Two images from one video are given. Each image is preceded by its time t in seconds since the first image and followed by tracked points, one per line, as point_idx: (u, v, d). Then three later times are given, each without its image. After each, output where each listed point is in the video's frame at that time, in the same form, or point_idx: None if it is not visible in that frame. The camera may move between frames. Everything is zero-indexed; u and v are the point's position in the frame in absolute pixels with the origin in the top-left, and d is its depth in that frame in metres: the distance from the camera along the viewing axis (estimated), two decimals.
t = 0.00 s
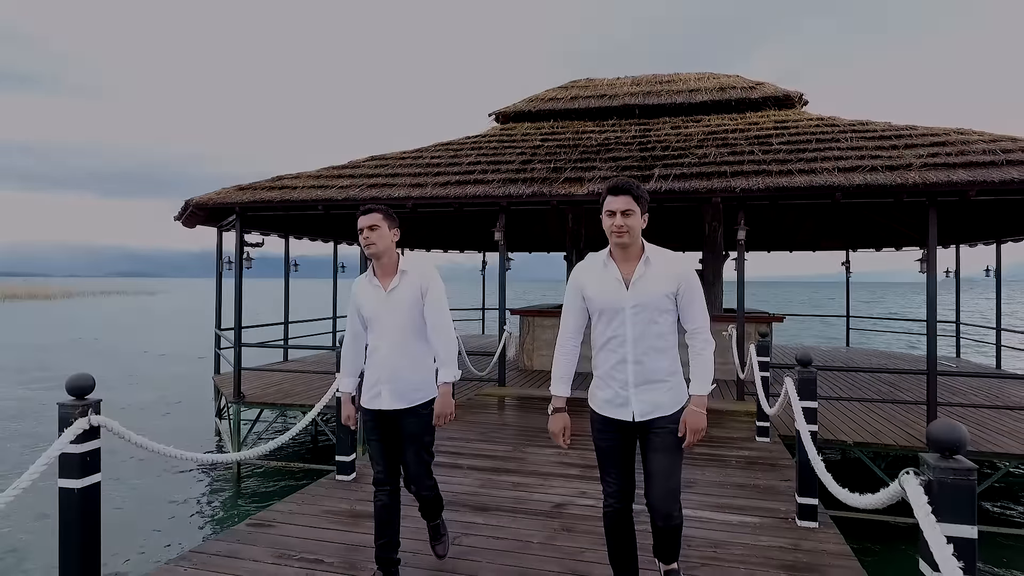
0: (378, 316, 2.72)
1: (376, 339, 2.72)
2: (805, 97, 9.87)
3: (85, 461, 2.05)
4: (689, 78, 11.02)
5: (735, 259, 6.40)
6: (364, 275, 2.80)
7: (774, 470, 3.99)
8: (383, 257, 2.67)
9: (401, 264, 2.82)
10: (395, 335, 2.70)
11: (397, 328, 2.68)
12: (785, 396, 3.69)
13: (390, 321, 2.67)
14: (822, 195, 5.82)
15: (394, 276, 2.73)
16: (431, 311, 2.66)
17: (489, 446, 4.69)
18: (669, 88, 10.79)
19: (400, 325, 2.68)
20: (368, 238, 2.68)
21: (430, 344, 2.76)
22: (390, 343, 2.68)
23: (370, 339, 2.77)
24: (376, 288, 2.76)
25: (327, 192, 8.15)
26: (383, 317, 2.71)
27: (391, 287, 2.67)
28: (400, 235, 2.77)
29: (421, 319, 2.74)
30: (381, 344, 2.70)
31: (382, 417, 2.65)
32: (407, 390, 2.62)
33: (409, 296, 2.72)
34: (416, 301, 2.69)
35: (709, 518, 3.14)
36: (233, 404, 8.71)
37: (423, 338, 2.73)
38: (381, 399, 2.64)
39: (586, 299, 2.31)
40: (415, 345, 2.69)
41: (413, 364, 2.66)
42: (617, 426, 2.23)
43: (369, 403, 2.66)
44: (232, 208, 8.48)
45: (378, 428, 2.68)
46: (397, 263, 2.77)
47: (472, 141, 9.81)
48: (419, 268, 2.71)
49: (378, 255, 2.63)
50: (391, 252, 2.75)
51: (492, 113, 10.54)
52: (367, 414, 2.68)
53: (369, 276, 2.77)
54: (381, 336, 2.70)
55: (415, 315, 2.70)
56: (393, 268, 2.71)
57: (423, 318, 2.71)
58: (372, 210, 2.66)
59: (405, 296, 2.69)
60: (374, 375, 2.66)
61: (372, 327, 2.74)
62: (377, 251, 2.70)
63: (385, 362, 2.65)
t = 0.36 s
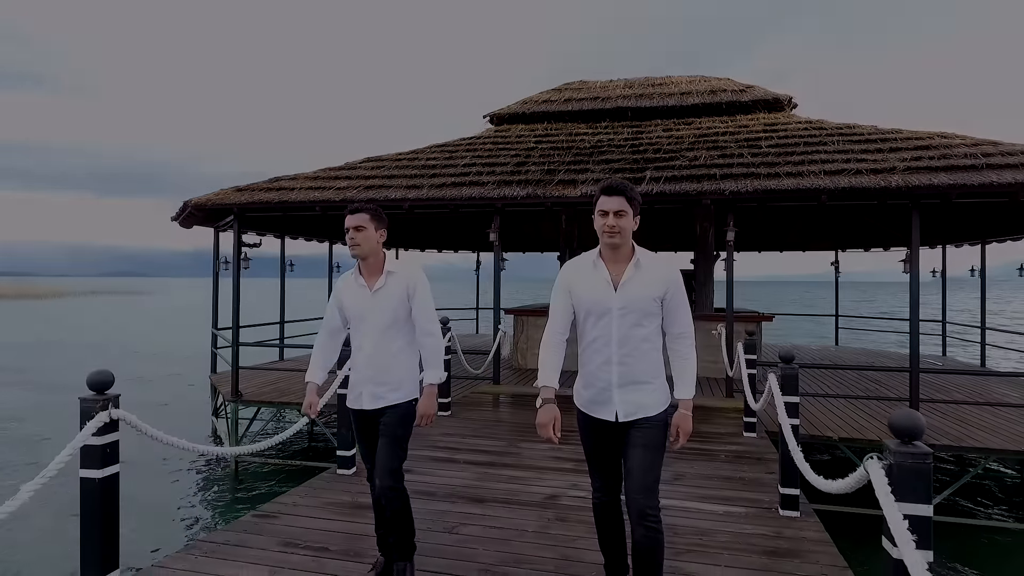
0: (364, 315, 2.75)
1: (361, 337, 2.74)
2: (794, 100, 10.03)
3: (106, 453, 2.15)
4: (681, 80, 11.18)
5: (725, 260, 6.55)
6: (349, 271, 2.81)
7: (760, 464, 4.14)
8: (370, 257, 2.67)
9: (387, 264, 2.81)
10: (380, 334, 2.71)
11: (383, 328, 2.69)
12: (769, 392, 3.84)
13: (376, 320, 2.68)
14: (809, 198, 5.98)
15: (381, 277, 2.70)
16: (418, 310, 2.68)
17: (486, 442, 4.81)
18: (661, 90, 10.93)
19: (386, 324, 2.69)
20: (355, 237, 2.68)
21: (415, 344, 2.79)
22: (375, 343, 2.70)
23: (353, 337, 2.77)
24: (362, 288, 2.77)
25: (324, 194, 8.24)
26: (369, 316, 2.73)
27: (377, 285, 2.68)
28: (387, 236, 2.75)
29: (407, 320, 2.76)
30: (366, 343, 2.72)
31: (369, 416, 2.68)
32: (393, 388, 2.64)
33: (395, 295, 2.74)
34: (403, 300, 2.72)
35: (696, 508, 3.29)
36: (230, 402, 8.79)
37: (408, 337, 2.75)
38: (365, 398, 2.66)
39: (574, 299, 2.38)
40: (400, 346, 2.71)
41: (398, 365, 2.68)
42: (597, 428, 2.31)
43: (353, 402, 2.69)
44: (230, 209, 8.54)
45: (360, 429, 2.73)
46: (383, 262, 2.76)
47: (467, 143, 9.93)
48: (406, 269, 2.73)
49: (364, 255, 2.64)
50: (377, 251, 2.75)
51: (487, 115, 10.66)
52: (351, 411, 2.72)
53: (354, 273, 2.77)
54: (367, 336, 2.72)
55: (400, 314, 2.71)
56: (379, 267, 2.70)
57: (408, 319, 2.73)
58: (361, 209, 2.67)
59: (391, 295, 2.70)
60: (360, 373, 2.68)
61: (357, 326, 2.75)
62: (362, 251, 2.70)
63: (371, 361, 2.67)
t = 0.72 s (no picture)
0: (342, 319, 2.66)
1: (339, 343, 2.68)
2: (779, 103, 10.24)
3: (114, 445, 2.25)
4: (669, 83, 11.36)
5: (711, 260, 6.71)
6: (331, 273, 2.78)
7: (742, 457, 4.29)
8: (354, 262, 2.65)
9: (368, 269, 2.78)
10: (361, 339, 2.67)
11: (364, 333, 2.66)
12: (749, 388, 3.99)
13: (356, 325, 2.65)
14: (791, 200, 6.15)
15: (362, 282, 2.68)
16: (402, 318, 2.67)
17: (477, 437, 4.93)
18: (650, 93, 11.10)
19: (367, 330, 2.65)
20: (338, 241, 2.64)
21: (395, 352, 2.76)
22: (355, 348, 2.65)
23: (332, 341, 2.71)
24: (342, 291, 2.70)
25: (317, 195, 8.31)
26: (348, 321, 2.66)
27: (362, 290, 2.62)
28: (372, 241, 2.73)
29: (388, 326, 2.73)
30: (345, 349, 2.66)
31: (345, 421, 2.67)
32: (377, 394, 2.63)
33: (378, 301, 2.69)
34: (384, 308, 2.68)
35: (680, 498, 3.43)
36: (223, 401, 8.85)
37: (389, 345, 2.72)
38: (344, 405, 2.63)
39: (560, 304, 2.38)
40: (381, 353, 2.68)
41: (377, 372, 2.64)
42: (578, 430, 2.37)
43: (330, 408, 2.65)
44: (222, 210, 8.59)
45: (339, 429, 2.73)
46: (365, 267, 2.74)
47: (458, 144, 10.04)
48: (388, 275, 2.69)
49: (347, 259, 2.61)
50: (360, 256, 2.73)
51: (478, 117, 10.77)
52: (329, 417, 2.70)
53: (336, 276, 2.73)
54: (346, 342, 2.66)
55: (381, 321, 2.67)
56: (362, 271, 2.68)
57: (388, 326, 2.69)
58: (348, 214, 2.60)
59: (375, 301, 2.65)
60: (341, 378, 2.64)
61: (336, 330, 2.68)
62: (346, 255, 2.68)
63: (350, 367, 2.63)
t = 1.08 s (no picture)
0: (320, 317, 2.69)
1: (317, 343, 2.68)
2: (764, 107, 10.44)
3: (120, 437, 2.34)
4: (657, 86, 11.53)
5: (696, 260, 6.86)
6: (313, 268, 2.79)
7: (724, 450, 4.45)
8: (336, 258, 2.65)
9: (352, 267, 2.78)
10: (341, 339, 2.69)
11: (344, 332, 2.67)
12: (730, 383, 4.15)
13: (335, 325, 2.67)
14: (773, 201, 6.31)
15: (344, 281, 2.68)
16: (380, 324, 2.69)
17: (468, 433, 5.05)
18: (638, 95, 11.27)
19: (348, 330, 2.67)
20: (322, 236, 2.67)
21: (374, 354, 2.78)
22: (335, 348, 2.67)
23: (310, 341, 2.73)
24: (323, 289, 2.73)
25: (308, 195, 8.39)
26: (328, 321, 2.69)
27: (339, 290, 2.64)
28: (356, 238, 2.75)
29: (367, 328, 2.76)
30: (323, 348, 2.67)
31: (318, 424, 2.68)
32: (356, 393, 2.64)
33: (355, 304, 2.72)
34: (363, 313, 2.71)
35: (663, 489, 3.57)
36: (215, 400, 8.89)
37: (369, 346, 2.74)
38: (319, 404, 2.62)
39: (545, 298, 2.49)
40: (362, 355, 2.71)
41: (357, 372, 2.66)
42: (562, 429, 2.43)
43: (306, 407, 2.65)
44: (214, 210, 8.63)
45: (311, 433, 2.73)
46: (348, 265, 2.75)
47: (449, 145, 10.14)
48: (369, 277, 2.71)
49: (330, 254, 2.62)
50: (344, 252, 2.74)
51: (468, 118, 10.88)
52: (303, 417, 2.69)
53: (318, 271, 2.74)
54: (323, 342, 2.67)
55: (361, 323, 2.70)
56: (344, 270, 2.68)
57: (369, 329, 2.73)
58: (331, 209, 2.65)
59: (354, 304, 2.68)
60: (317, 375, 2.63)
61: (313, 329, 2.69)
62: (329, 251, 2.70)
63: (327, 367, 2.64)
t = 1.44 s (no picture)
0: (301, 313, 2.68)
1: (299, 339, 2.69)
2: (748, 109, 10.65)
3: (127, 429, 2.45)
4: (644, 89, 11.70)
5: (681, 260, 7.02)
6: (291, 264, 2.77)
7: (707, 444, 4.61)
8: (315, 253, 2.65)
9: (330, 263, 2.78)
10: (321, 336, 2.68)
11: (325, 328, 2.67)
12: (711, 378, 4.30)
13: (314, 320, 2.65)
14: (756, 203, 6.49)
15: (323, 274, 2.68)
16: (358, 321, 2.65)
17: (459, 429, 5.16)
18: (626, 97, 11.44)
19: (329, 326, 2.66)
20: (301, 231, 2.66)
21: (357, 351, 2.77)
22: (315, 344, 2.67)
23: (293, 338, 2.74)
24: (303, 283, 2.72)
25: (300, 196, 8.46)
26: (308, 317, 2.68)
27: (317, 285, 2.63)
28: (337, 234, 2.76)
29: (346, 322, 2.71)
30: (304, 345, 2.67)
31: (298, 422, 2.64)
32: (337, 389, 2.62)
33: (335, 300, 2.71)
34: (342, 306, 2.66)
35: (647, 480, 3.72)
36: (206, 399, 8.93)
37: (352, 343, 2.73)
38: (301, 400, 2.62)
39: (528, 293, 2.63)
40: (343, 351, 2.68)
41: (338, 369, 2.66)
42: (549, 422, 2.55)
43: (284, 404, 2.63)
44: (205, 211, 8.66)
45: (283, 434, 2.66)
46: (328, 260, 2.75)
47: (439, 146, 10.25)
48: (349, 272, 2.69)
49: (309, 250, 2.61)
50: (323, 248, 2.73)
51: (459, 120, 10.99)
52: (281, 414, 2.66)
53: (298, 267, 2.75)
54: (304, 338, 2.68)
55: (341, 319, 2.68)
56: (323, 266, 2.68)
57: (349, 324, 2.70)
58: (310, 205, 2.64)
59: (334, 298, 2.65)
60: (299, 373, 2.64)
61: (295, 326, 2.70)
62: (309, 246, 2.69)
63: (309, 363, 2.64)
